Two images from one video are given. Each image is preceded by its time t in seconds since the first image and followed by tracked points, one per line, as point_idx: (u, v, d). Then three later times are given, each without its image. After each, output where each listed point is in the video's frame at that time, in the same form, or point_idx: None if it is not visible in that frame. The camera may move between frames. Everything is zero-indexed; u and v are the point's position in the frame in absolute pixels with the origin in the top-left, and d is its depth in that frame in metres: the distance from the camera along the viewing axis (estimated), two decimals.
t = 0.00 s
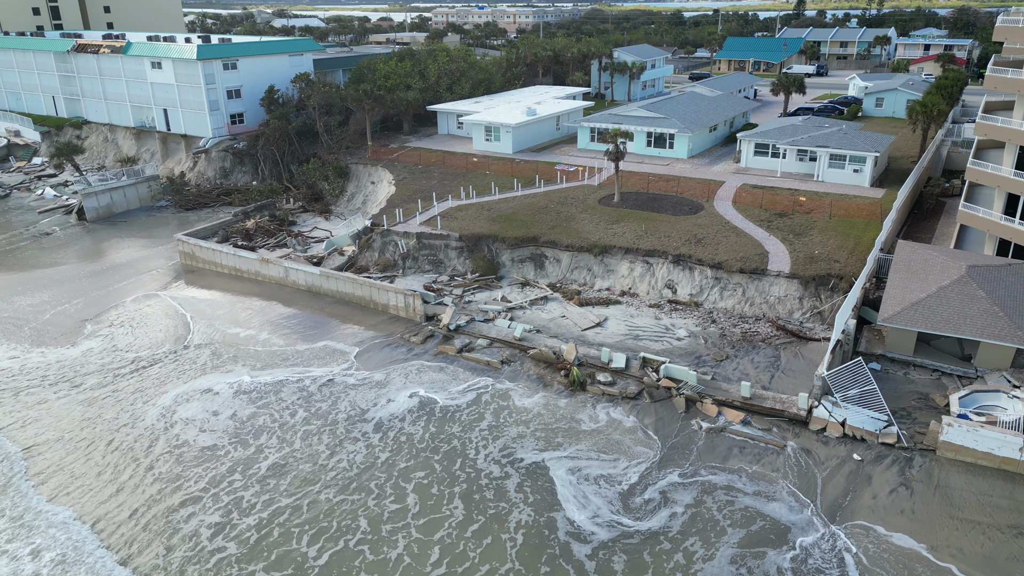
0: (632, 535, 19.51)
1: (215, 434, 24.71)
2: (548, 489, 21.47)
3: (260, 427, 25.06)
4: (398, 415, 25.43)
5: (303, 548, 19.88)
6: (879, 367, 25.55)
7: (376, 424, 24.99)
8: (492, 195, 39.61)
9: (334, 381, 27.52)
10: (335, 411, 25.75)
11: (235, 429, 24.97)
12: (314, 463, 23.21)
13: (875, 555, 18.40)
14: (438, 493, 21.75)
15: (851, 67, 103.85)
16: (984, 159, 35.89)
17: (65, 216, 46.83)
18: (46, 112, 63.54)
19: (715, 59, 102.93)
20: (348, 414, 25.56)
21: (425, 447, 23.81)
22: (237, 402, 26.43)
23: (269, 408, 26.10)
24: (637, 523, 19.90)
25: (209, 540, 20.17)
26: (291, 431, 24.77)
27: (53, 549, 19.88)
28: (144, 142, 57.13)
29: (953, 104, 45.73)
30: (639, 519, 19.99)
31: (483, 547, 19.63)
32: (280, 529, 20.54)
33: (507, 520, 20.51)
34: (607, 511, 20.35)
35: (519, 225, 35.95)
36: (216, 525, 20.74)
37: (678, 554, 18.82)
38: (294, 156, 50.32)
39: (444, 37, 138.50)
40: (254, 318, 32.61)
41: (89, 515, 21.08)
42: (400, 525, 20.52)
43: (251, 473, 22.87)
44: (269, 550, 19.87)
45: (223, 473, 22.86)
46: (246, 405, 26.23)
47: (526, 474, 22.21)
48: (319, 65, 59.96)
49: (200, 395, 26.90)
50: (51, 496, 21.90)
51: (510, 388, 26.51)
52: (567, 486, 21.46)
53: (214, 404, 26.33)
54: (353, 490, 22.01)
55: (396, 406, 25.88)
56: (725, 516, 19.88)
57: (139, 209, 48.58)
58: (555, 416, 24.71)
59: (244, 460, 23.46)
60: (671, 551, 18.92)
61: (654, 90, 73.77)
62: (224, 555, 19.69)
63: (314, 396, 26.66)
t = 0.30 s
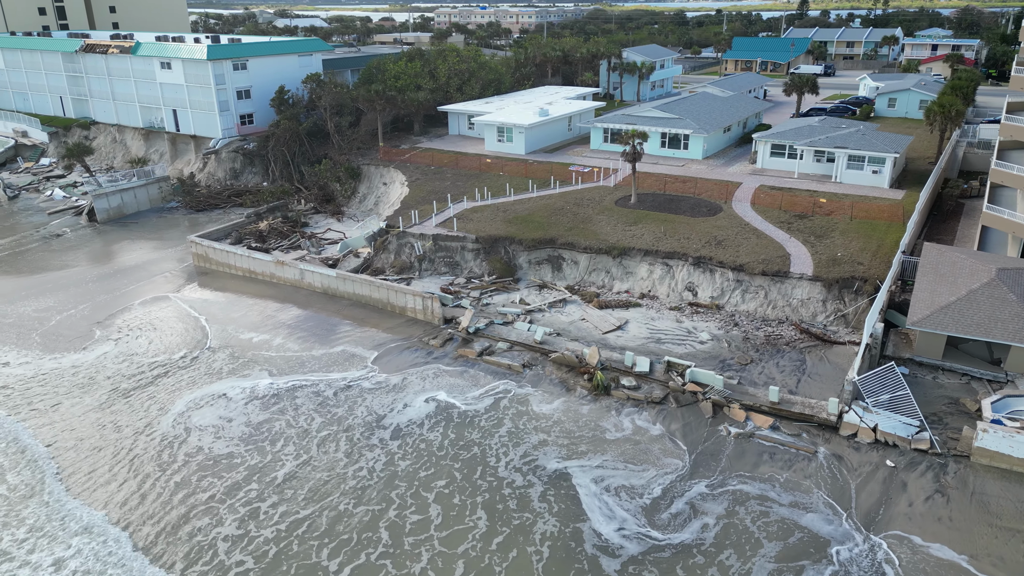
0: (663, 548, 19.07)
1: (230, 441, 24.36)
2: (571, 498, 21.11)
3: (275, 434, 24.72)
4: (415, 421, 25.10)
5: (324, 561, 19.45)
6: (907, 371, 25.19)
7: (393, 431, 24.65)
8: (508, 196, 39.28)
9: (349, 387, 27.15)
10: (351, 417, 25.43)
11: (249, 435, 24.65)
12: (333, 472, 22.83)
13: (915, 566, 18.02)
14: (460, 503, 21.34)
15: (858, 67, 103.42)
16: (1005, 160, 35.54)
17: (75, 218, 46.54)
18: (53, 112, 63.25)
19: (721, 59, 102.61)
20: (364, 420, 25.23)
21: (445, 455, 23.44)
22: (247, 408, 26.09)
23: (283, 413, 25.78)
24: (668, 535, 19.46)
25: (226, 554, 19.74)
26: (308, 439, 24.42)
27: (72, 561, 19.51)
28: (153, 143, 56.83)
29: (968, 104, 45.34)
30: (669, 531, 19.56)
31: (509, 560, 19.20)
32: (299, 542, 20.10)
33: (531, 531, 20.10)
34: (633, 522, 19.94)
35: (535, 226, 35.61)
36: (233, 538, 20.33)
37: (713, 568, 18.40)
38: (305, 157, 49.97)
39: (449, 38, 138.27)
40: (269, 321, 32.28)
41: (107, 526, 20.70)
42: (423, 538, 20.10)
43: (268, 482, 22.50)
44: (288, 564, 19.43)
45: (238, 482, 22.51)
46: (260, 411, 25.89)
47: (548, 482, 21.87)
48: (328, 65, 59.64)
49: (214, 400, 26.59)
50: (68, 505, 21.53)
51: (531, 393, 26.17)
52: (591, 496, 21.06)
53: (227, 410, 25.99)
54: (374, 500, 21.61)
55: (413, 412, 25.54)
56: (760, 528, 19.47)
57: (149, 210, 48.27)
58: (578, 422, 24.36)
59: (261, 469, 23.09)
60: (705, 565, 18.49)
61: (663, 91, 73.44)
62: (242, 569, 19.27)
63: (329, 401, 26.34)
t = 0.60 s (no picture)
0: (697, 563, 18.59)
1: (246, 448, 23.99)
2: (596, 507, 20.70)
3: (292, 440, 24.36)
4: (434, 427, 24.76)
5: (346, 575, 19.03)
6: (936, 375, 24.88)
7: (412, 438, 24.29)
8: (523, 197, 38.98)
9: (364, 391, 26.83)
10: (368, 423, 25.08)
11: (265, 442, 24.29)
12: (351, 481, 22.42)
13: None
14: (483, 513, 20.89)
15: (865, 67, 103.07)
16: None
17: (86, 219, 46.23)
18: (61, 112, 62.92)
19: (728, 59, 102.26)
20: (381, 426, 24.87)
21: (466, 462, 23.05)
22: (262, 414, 25.73)
23: (298, 419, 25.47)
24: (700, 549, 19.00)
25: (245, 568, 19.31)
26: (326, 446, 24.05)
27: (91, 572, 19.12)
28: (162, 143, 56.55)
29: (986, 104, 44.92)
30: (701, 544, 19.10)
31: (537, 573, 18.77)
32: (320, 555, 19.68)
33: (558, 542, 19.68)
34: (661, 534, 19.51)
35: (553, 228, 35.30)
36: (251, 551, 19.90)
37: None
38: (316, 157, 49.69)
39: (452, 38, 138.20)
40: (285, 324, 31.95)
41: (126, 536, 20.31)
42: (447, 550, 19.64)
43: (285, 491, 22.08)
44: None
45: (254, 491, 22.12)
46: (274, 417, 25.56)
47: (571, 490, 21.47)
48: (337, 66, 59.36)
49: (231, 406, 26.26)
50: (87, 515, 21.15)
51: (554, 398, 25.81)
52: (617, 506, 20.62)
53: (242, 416, 25.63)
54: (395, 510, 21.19)
55: (432, 418, 25.19)
56: (795, 539, 19.07)
57: (160, 211, 47.98)
58: (602, 428, 23.98)
59: (277, 477, 22.73)
60: None
61: (672, 91, 73.15)
62: None
63: (344, 407, 26.01)
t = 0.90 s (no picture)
0: None
1: (261, 457, 23.59)
2: (621, 518, 20.30)
3: (309, 448, 23.98)
4: (452, 434, 24.41)
5: None
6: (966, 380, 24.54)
7: (430, 445, 23.94)
8: (539, 199, 38.69)
9: (379, 397, 26.49)
10: (385, 430, 24.73)
11: (280, 450, 23.89)
12: (370, 492, 21.98)
13: None
14: (507, 526, 20.43)
15: (872, 67, 102.64)
16: None
17: (97, 221, 45.98)
18: (69, 113, 62.64)
19: (735, 59, 101.95)
20: (397, 434, 24.53)
21: (486, 471, 22.64)
22: (276, 421, 25.35)
23: (312, 425, 25.16)
24: (732, 564, 18.58)
25: None
26: (344, 454, 23.69)
27: None
28: (171, 145, 56.29)
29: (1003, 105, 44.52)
30: (733, 560, 18.67)
31: None
32: (340, 571, 19.22)
33: (584, 556, 19.24)
34: (689, 548, 19.07)
35: (570, 230, 34.97)
36: (269, 566, 19.43)
37: None
38: (327, 159, 49.38)
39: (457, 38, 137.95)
40: (302, 328, 31.65)
41: (147, 549, 19.92)
42: (471, 565, 19.19)
43: (302, 503, 21.65)
44: None
45: (271, 502, 21.68)
46: (288, 424, 25.17)
47: (595, 500, 21.06)
48: (347, 66, 59.08)
49: (246, 412, 25.89)
50: (109, 527, 20.76)
51: (575, 404, 25.45)
52: (643, 519, 20.18)
53: (255, 423, 25.22)
54: (417, 523, 20.73)
55: (450, 425, 24.84)
56: (830, 553, 18.67)
57: (171, 213, 47.72)
58: (625, 435, 23.61)
59: (294, 487, 22.30)
60: None
61: (681, 92, 72.85)
62: None
63: (360, 413, 25.64)
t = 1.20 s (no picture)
0: None
1: (277, 466, 23.03)
2: (648, 529, 19.80)
3: (325, 456, 23.47)
4: (470, 442, 23.93)
5: None
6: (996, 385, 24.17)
7: (448, 454, 23.42)
8: (554, 201, 38.40)
9: (394, 403, 26.06)
10: (402, 437, 24.26)
11: (296, 459, 23.36)
12: (389, 503, 21.41)
13: None
14: (531, 539, 19.86)
15: (879, 67, 102.22)
16: None
17: (107, 222, 45.66)
18: (76, 114, 62.38)
19: (742, 59, 101.61)
20: (414, 441, 24.06)
21: (507, 481, 22.10)
22: (290, 429, 24.81)
23: (327, 431, 24.68)
24: None
25: None
26: (359, 462, 23.16)
27: None
28: (180, 146, 56.03)
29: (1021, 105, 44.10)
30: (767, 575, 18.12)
31: None
32: None
33: (612, 570, 18.69)
34: (719, 564, 18.52)
35: (588, 232, 34.64)
36: None
37: None
38: (338, 160, 49.12)
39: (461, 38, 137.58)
40: (318, 331, 31.28)
41: (171, 560, 19.41)
42: None
43: (318, 514, 21.04)
44: None
45: (286, 514, 21.03)
46: (302, 432, 24.67)
47: (620, 511, 20.53)
48: (356, 67, 58.79)
49: (261, 418, 25.40)
50: (132, 536, 20.23)
51: (597, 411, 25.03)
52: (671, 532, 19.65)
53: (269, 431, 24.71)
54: (438, 536, 20.13)
55: (467, 433, 24.36)
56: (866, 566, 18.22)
57: (182, 214, 47.44)
58: (649, 443, 23.16)
59: (310, 498, 21.71)
60: None
61: (690, 92, 72.52)
62: None
63: (376, 420, 25.18)
